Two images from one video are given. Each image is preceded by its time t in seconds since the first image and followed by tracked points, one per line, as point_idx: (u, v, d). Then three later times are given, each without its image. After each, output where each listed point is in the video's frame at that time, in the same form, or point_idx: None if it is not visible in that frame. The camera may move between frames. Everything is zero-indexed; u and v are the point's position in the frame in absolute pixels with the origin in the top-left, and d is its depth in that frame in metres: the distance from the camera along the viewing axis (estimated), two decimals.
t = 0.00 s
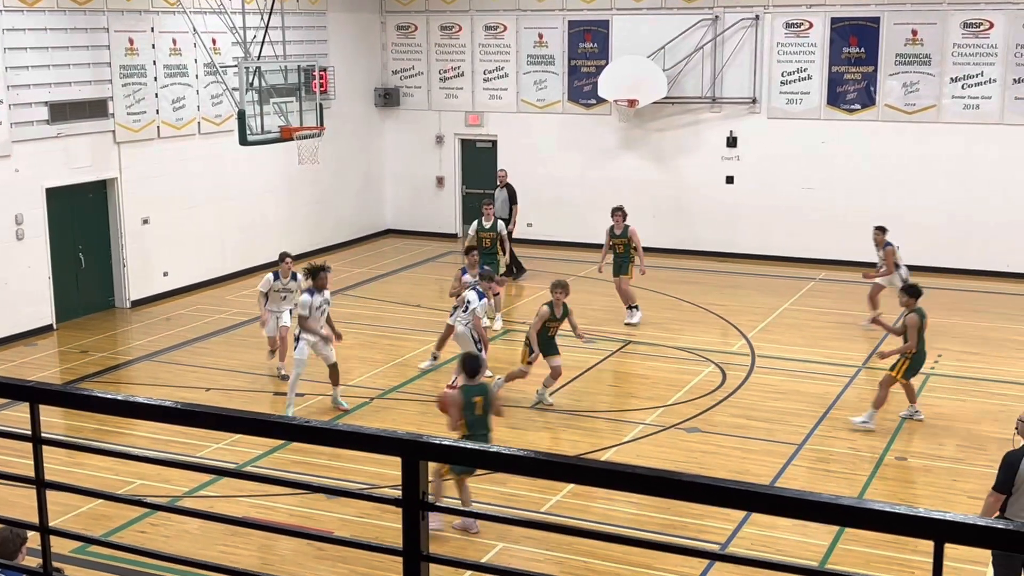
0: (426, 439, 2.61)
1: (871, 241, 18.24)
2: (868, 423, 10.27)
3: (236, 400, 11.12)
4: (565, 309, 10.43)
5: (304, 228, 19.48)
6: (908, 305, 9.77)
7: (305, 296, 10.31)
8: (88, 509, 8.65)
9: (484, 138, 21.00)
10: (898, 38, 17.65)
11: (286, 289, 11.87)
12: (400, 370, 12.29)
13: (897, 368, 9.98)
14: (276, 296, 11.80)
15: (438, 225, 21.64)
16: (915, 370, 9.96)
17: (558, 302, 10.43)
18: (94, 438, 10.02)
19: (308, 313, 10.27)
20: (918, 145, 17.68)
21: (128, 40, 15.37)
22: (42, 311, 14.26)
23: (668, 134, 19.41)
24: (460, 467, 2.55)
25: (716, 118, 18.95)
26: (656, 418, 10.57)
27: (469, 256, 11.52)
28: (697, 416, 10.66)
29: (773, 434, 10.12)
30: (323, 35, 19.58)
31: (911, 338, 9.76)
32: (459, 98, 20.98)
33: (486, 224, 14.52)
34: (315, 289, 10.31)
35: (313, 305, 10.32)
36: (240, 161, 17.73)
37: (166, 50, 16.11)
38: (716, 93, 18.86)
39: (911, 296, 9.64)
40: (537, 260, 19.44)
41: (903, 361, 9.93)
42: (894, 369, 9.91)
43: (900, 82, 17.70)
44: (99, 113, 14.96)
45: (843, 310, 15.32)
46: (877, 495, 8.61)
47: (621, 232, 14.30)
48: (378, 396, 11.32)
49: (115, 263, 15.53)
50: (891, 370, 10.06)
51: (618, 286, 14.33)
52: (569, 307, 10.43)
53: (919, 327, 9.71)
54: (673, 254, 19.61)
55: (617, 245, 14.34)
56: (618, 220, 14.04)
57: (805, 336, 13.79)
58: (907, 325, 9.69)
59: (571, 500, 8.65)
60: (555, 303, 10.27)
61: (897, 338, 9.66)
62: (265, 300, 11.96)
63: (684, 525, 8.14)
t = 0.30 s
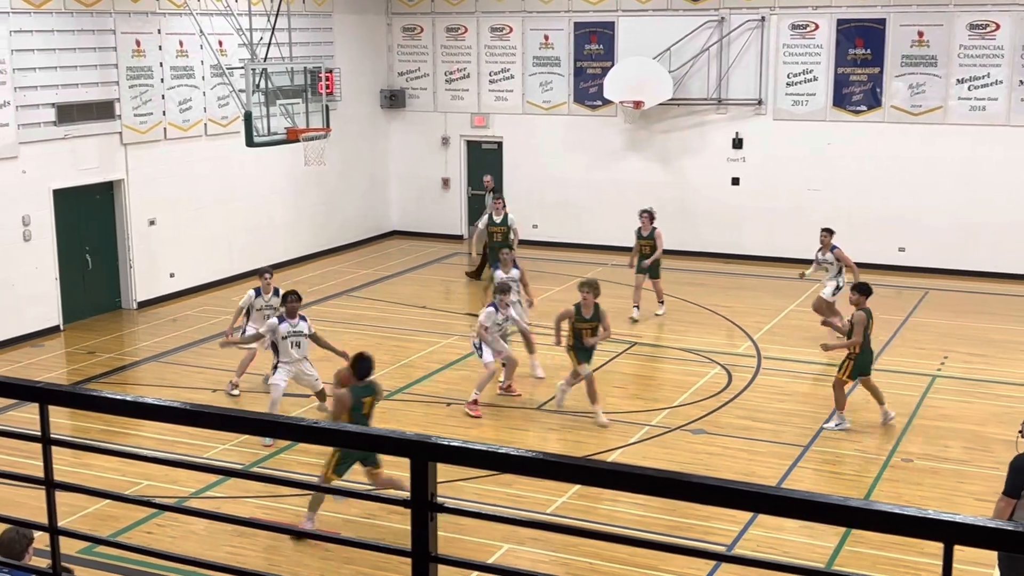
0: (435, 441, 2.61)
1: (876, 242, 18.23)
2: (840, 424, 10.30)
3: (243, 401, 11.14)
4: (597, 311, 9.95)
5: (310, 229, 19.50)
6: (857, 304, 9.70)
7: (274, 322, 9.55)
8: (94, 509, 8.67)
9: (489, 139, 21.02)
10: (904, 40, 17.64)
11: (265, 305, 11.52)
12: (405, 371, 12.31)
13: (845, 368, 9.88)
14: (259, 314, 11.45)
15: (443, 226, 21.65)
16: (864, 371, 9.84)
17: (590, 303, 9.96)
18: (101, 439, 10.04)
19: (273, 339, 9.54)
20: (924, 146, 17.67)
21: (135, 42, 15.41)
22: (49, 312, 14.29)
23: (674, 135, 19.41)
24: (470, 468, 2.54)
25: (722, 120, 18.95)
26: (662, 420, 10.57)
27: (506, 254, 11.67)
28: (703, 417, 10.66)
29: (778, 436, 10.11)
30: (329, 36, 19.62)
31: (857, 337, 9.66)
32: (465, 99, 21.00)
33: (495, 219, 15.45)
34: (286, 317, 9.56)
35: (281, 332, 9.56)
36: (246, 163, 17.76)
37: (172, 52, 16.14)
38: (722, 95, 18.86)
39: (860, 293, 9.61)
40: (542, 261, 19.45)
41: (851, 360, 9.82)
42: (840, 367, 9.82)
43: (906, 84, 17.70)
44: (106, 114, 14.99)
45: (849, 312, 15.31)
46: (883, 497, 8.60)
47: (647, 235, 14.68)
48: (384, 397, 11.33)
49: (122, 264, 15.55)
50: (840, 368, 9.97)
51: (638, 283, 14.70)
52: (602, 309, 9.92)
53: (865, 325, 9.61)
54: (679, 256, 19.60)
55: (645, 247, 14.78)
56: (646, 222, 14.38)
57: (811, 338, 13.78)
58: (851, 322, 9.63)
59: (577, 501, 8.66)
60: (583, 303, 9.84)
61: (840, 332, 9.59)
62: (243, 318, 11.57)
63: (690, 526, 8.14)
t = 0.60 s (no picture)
0: (451, 443, 2.60)
1: (891, 245, 18.18)
2: (846, 432, 10.10)
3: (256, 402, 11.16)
4: (633, 314, 9.48)
5: (324, 231, 19.54)
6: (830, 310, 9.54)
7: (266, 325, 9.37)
8: (109, 510, 8.70)
9: (503, 141, 21.03)
10: (919, 42, 17.58)
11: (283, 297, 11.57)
12: (418, 373, 12.33)
13: (819, 375, 9.59)
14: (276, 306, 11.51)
15: (456, 228, 21.67)
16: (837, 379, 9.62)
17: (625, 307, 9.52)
18: (116, 439, 10.07)
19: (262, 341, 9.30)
20: (938, 149, 17.61)
21: (150, 44, 15.46)
22: (64, 313, 14.35)
23: (688, 137, 19.40)
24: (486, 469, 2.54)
25: (735, 122, 18.92)
26: (675, 422, 10.56)
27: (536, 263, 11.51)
28: (716, 420, 10.64)
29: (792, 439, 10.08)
30: (343, 39, 19.65)
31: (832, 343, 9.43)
32: (478, 101, 21.02)
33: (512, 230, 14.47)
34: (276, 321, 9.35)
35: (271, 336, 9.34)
36: (261, 164, 17.81)
37: (187, 54, 16.19)
38: (736, 97, 18.82)
39: (832, 299, 9.46)
40: (555, 264, 19.45)
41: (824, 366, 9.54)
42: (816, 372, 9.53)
43: (921, 85, 17.64)
44: (121, 117, 15.04)
45: (863, 314, 15.26)
46: (898, 500, 8.57)
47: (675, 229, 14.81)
48: (398, 398, 11.35)
49: (137, 266, 15.61)
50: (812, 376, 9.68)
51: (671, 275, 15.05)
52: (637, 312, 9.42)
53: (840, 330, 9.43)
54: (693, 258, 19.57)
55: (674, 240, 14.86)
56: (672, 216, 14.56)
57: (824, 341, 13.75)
58: (827, 327, 9.41)
59: (590, 504, 8.65)
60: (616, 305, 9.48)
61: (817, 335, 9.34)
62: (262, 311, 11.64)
63: (704, 529, 8.13)
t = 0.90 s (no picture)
0: (469, 444, 2.60)
1: (906, 247, 18.12)
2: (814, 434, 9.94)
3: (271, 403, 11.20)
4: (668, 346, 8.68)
5: (338, 232, 19.58)
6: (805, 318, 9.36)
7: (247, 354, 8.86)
8: (125, 510, 8.73)
9: (517, 143, 21.04)
10: (935, 44, 17.51)
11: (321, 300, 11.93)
12: (432, 374, 12.34)
13: (796, 385, 9.41)
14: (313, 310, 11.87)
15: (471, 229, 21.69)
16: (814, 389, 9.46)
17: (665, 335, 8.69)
18: (131, 440, 10.11)
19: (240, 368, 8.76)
20: (953, 151, 17.55)
21: (166, 46, 15.51)
22: (80, 314, 14.41)
23: (703, 138, 19.37)
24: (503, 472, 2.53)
25: (751, 124, 18.88)
26: (690, 425, 10.54)
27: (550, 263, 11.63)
28: (730, 422, 10.62)
29: (807, 442, 10.06)
30: (358, 40, 19.69)
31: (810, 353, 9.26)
32: (492, 102, 21.04)
33: (509, 232, 14.61)
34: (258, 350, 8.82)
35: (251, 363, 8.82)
36: (276, 166, 17.87)
37: (203, 56, 16.24)
38: (751, 98, 18.79)
39: (808, 307, 9.30)
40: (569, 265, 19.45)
41: (799, 376, 9.36)
42: (793, 382, 9.35)
43: (937, 87, 17.58)
44: (137, 118, 15.10)
45: (878, 316, 15.21)
46: (914, 503, 8.54)
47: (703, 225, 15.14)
48: (412, 400, 11.36)
49: (152, 267, 15.66)
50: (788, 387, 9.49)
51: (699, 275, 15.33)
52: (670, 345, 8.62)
53: (816, 340, 9.26)
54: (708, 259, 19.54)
55: (701, 237, 15.27)
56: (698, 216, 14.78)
57: (839, 343, 13.72)
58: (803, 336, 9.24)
59: (604, 506, 8.64)
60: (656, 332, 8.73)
61: (794, 344, 9.17)
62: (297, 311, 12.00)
63: (718, 532, 8.11)
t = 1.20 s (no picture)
0: (483, 445, 2.59)
1: (922, 248, 18.04)
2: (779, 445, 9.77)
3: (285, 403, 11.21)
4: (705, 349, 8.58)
5: (352, 233, 19.59)
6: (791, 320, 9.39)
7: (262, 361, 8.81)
8: (140, 509, 8.75)
9: (531, 143, 21.04)
10: (951, 44, 17.44)
11: (347, 289, 12.47)
12: (446, 375, 12.35)
13: (795, 383, 9.52)
14: (340, 298, 12.44)
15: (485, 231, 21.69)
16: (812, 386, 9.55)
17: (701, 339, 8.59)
18: (146, 440, 10.14)
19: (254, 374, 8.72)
20: (968, 153, 17.48)
21: (181, 47, 15.56)
22: (95, 314, 14.47)
23: (717, 139, 19.34)
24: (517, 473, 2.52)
25: (765, 125, 18.83)
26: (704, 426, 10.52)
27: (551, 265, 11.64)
28: (744, 424, 10.60)
29: (822, 444, 10.03)
30: (373, 41, 19.72)
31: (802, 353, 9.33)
32: (506, 103, 21.04)
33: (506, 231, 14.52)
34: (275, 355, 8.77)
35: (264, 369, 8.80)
36: (291, 167, 17.90)
37: (218, 57, 16.28)
38: (766, 99, 18.74)
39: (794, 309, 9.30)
40: (583, 266, 19.43)
41: (795, 375, 9.46)
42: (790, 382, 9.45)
43: (953, 88, 17.51)
44: (152, 119, 15.16)
45: (894, 318, 15.16)
46: (929, 506, 8.49)
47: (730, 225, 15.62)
48: (426, 400, 11.37)
49: (167, 267, 15.70)
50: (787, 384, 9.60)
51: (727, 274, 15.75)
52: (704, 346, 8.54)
53: (807, 342, 9.34)
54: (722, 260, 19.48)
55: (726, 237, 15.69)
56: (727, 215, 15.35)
57: (854, 345, 13.67)
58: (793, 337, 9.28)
59: (618, 508, 8.62)
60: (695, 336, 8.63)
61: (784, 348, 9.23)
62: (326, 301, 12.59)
63: (732, 534, 8.09)
